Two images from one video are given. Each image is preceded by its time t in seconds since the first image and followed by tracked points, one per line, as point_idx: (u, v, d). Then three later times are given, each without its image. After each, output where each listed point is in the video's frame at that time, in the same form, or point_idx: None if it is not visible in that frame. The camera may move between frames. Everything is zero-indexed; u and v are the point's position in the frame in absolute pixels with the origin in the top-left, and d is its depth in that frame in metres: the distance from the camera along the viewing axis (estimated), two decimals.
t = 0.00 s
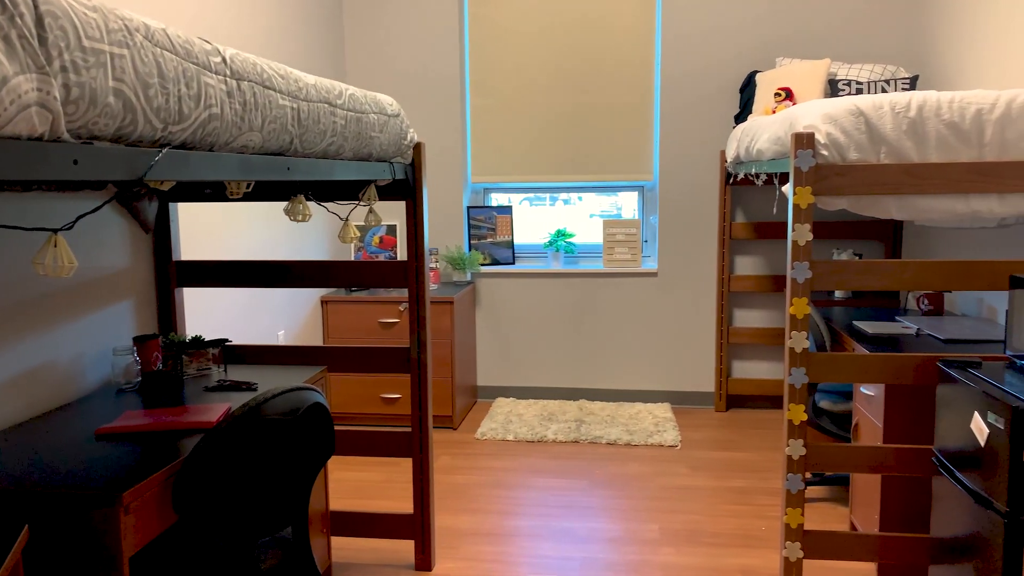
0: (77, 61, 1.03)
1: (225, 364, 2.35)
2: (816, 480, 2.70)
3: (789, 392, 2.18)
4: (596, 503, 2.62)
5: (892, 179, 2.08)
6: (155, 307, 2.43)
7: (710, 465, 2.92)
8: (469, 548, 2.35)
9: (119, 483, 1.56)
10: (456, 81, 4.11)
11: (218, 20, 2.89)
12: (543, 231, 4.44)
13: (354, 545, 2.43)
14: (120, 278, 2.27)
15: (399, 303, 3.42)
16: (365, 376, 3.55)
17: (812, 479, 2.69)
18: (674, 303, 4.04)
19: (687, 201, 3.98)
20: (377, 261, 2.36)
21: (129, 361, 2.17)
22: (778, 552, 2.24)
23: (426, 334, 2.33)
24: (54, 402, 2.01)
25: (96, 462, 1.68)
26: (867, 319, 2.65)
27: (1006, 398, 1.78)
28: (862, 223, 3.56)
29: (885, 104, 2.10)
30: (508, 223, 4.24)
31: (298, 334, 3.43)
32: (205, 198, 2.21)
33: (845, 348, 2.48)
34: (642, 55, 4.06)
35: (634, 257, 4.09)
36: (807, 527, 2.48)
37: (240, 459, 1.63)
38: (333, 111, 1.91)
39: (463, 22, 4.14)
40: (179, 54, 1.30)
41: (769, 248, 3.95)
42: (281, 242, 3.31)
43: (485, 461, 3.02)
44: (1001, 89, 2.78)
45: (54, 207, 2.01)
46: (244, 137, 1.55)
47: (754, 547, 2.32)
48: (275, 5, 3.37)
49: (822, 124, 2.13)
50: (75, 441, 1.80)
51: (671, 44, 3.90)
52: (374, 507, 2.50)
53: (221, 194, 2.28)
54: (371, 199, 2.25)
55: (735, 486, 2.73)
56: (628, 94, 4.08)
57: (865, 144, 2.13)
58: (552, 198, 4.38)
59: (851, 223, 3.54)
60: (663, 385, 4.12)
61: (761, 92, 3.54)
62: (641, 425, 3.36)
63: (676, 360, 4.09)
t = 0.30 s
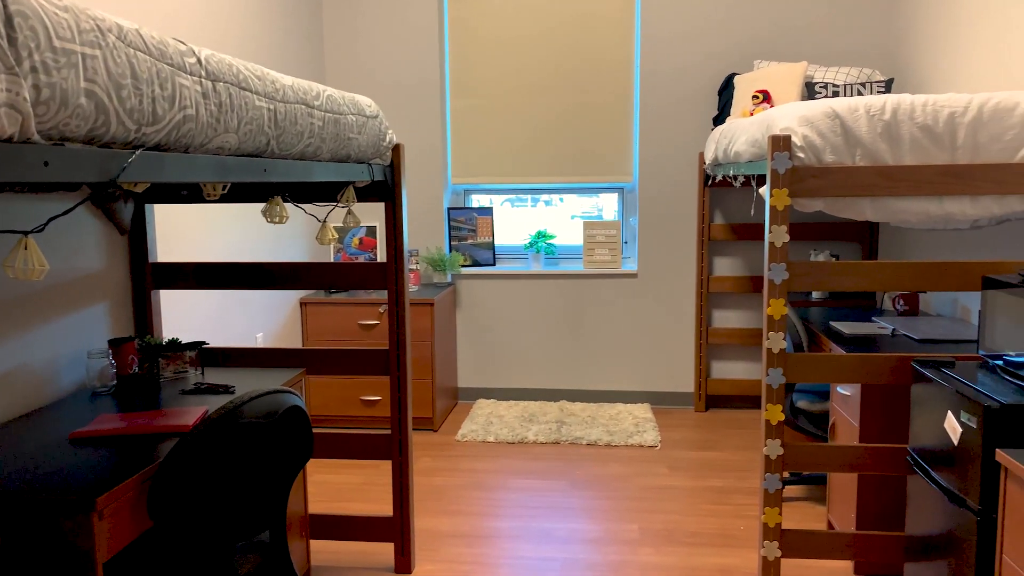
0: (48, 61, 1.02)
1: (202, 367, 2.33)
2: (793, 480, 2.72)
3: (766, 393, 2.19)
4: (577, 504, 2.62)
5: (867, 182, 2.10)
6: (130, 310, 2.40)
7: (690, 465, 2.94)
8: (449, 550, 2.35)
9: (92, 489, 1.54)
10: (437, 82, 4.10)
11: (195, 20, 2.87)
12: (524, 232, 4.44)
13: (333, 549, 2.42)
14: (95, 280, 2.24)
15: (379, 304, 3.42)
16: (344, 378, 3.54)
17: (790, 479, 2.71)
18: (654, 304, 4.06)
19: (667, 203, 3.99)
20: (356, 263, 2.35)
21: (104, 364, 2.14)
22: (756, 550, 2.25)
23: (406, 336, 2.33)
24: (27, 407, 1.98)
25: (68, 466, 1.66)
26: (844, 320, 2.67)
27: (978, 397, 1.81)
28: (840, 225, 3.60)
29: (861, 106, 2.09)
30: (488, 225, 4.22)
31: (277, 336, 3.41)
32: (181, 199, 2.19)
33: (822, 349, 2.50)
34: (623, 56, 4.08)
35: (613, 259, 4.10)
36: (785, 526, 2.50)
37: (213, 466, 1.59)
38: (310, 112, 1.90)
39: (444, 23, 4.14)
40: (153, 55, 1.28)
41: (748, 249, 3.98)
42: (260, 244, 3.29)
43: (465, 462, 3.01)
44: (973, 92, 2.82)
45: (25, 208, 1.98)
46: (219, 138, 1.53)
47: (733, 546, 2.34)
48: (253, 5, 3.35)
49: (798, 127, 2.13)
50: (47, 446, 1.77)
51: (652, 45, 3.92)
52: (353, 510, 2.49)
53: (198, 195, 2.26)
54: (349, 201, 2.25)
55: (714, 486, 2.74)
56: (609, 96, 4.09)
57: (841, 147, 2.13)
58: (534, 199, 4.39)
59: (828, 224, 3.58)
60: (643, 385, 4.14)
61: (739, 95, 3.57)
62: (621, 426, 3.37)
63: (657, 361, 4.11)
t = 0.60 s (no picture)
0: (14, 62, 1.01)
1: (177, 371, 2.31)
2: (771, 479, 2.74)
3: (744, 393, 2.20)
4: (557, 505, 2.63)
5: (842, 184, 2.11)
6: (104, 315, 2.38)
7: (669, 465, 2.95)
8: (428, 553, 2.34)
9: (61, 496, 1.51)
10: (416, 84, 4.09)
11: (168, 22, 2.85)
12: (504, 234, 4.44)
13: (311, 554, 2.41)
14: (67, 284, 2.21)
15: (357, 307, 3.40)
16: (323, 382, 3.52)
17: (767, 479, 2.73)
18: (633, 305, 4.08)
19: (647, 204, 4.01)
20: (333, 265, 2.35)
21: (77, 369, 2.10)
22: (734, 550, 2.26)
23: (383, 339, 2.32)
24: None
25: (38, 473, 1.63)
26: (820, 320, 2.70)
27: (951, 396, 1.83)
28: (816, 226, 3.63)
29: (835, 110, 2.12)
30: (467, 226, 4.24)
31: (255, 339, 3.38)
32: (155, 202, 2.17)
33: (798, 349, 2.52)
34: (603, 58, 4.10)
35: (593, 260, 4.12)
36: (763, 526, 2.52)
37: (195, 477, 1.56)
38: (286, 114, 1.88)
39: (424, 24, 4.14)
40: (123, 56, 1.27)
41: (726, 251, 4.00)
42: (236, 247, 3.26)
43: (445, 465, 3.01)
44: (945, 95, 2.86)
45: None
46: (192, 140, 1.51)
47: (711, 546, 2.35)
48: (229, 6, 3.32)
49: (774, 129, 2.15)
50: (16, 453, 1.74)
51: (631, 48, 3.94)
52: (332, 514, 2.48)
53: (173, 198, 2.24)
54: (326, 204, 2.24)
55: (692, 486, 2.76)
56: (589, 98, 4.11)
57: (815, 149, 2.15)
58: (514, 201, 4.39)
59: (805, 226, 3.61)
60: (622, 386, 4.15)
61: (716, 97, 3.60)
62: (601, 427, 3.37)
63: (636, 362, 4.13)
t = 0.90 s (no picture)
0: None
1: (151, 376, 2.28)
2: (749, 479, 2.76)
3: (720, 393, 2.22)
4: (537, 507, 2.62)
5: (816, 185, 2.12)
6: (75, 320, 2.34)
7: (648, 466, 2.96)
8: (406, 557, 2.33)
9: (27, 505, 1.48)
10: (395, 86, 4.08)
11: (139, 23, 2.81)
12: (482, 236, 4.43)
13: (288, 559, 2.39)
14: (38, 288, 2.17)
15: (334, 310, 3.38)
16: (300, 386, 3.49)
17: (745, 478, 2.75)
18: (612, 307, 4.09)
19: (626, 205, 4.02)
20: (309, 267, 2.33)
21: (48, 374, 2.07)
22: (713, 550, 2.27)
23: (360, 342, 2.31)
24: None
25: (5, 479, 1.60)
26: (797, 320, 2.72)
27: (923, 395, 1.85)
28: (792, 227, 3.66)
29: (809, 111, 2.14)
30: (446, 228, 4.26)
31: (230, 343, 3.35)
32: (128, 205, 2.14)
33: (774, 348, 2.55)
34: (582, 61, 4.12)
35: (571, 261, 4.14)
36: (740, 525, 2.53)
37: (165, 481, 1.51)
38: (259, 116, 1.87)
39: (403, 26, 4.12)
40: (90, 56, 1.25)
41: (703, 252, 4.03)
42: (211, 250, 3.22)
43: (424, 468, 3.00)
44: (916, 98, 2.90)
45: None
46: (163, 142, 1.49)
47: (689, 546, 2.36)
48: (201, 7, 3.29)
49: (749, 131, 2.15)
50: None
51: (609, 50, 3.95)
52: (309, 518, 2.46)
53: (146, 201, 2.21)
54: (302, 206, 2.23)
55: (671, 487, 2.76)
56: (568, 100, 4.13)
57: (790, 150, 2.16)
58: (494, 203, 4.39)
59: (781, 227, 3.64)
60: (601, 387, 4.16)
61: (692, 99, 3.62)
62: (580, 428, 3.38)
63: (615, 363, 4.14)
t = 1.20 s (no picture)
0: None
1: (120, 381, 2.24)
2: (724, 479, 2.77)
3: (694, 394, 2.23)
4: (514, 510, 2.62)
5: (787, 186, 2.13)
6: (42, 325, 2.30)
7: (623, 466, 2.97)
8: (382, 561, 2.32)
9: None
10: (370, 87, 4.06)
11: (106, 23, 2.78)
12: (458, 239, 4.42)
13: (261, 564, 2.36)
14: (4, 293, 2.13)
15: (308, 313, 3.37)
16: (274, 389, 3.47)
17: (720, 478, 2.77)
18: (587, 308, 4.10)
19: (602, 207, 4.04)
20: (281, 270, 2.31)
21: (14, 380, 1.99)
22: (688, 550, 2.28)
23: (334, 345, 2.29)
24: None
25: None
26: (770, 320, 2.74)
27: (894, 394, 1.87)
28: (765, 228, 3.70)
29: (780, 114, 2.15)
30: (421, 230, 4.23)
31: (203, 346, 3.31)
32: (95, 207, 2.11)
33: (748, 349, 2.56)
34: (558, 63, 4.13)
35: (547, 263, 4.14)
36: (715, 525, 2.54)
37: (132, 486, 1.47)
38: (228, 117, 1.84)
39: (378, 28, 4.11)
40: (51, 56, 1.22)
41: (678, 253, 4.05)
42: (182, 253, 3.19)
43: (400, 471, 2.98)
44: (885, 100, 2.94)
45: None
46: (129, 144, 1.47)
47: (664, 546, 2.37)
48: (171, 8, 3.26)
49: (721, 133, 2.16)
50: None
51: (585, 52, 3.96)
52: (283, 524, 2.44)
53: (114, 204, 2.18)
54: (273, 208, 2.21)
55: (647, 487, 2.77)
56: (545, 102, 4.14)
57: (761, 152, 2.17)
58: (471, 205, 4.38)
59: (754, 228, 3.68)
60: (578, 388, 4.17)
61: (666, 101, 3.65)
62: (556, 430, 3.38)
63: (592, 364, 4.15)
